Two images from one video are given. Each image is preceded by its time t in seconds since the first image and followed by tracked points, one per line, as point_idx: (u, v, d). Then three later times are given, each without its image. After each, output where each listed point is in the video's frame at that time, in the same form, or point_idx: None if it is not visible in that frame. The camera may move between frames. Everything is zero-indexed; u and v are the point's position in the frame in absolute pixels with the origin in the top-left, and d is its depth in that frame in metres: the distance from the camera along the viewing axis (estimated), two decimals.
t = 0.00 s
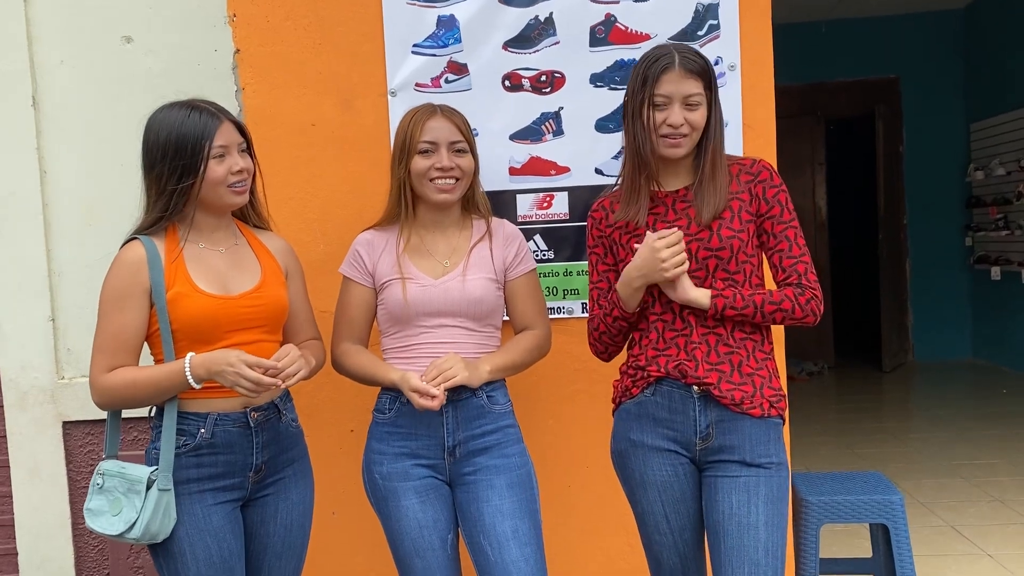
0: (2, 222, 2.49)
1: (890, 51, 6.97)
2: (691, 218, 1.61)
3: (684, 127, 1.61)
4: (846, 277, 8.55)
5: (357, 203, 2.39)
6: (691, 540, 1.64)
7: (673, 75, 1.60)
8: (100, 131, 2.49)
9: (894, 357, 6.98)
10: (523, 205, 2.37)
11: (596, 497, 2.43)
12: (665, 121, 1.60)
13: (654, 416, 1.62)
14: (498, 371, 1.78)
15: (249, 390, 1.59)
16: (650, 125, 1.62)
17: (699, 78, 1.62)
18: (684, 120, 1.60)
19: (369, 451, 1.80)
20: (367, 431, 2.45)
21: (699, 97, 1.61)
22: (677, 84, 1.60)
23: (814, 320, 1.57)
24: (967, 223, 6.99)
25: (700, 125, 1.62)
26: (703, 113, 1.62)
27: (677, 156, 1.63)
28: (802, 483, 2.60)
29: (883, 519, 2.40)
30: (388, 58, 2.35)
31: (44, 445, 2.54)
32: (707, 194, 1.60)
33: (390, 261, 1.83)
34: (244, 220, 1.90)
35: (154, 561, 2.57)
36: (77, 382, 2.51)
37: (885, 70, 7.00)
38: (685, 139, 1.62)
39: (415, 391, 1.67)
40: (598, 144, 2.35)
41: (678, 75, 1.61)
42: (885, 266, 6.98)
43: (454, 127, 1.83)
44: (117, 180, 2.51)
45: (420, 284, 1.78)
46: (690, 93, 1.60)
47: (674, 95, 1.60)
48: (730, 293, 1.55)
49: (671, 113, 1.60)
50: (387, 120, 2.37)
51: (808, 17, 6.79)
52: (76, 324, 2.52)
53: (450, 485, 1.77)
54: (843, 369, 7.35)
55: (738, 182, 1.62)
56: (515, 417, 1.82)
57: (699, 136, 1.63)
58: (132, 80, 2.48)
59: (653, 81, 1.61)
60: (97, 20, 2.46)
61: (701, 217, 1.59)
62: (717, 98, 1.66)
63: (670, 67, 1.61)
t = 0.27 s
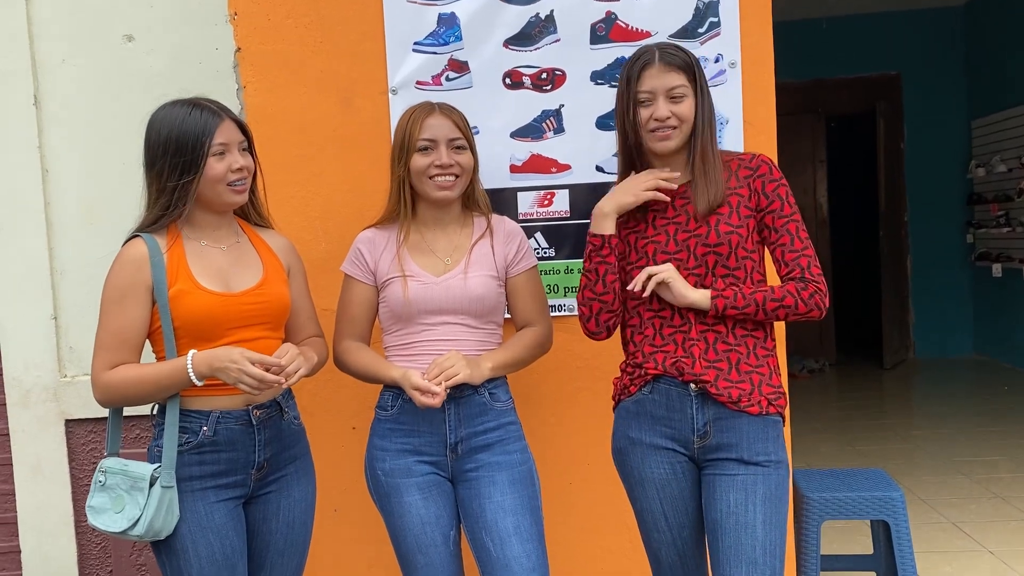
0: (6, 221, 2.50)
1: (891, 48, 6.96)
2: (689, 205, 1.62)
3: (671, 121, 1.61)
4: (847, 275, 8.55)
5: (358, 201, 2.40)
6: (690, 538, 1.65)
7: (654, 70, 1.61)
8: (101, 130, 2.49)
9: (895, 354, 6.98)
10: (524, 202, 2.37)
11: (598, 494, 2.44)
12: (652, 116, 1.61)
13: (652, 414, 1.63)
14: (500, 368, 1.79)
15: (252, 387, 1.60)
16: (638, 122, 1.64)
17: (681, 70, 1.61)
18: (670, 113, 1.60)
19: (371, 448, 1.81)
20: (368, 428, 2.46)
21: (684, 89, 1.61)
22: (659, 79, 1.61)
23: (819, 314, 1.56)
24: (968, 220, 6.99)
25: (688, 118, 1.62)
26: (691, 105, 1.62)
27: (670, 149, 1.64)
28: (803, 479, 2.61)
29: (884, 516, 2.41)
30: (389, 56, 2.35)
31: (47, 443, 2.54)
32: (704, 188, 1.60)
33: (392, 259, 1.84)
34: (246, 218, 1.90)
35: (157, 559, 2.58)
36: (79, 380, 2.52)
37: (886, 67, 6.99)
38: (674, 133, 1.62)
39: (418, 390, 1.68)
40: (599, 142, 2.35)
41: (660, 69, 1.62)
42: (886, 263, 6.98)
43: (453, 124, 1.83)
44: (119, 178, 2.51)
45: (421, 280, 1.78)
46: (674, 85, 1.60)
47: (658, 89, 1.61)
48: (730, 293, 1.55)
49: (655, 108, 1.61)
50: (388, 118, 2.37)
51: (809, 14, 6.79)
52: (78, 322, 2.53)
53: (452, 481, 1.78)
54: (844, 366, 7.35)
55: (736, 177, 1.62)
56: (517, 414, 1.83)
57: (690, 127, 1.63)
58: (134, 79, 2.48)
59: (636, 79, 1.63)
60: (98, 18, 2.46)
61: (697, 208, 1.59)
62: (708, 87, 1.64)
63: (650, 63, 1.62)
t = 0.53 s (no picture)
0: (10, 221, 2.51)
1: (892, 47, 6.97)
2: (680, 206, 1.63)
3: (666, 109, 1.64)
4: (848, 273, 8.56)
5: (361, 201, 2.41)
6: (686, 537, 1.66)
7: (655, 63, 1.68)
8: (105, 130, 2.51)
9: (896, 353, 6.99)
10: (526, 202, 2.38)
11: (599, 492, 2.45)
12: (648, 105, 1.66)
13: (647, 414, 1.64)
14: (505, 367, 1.80)
15: (256, 387, 1.60)
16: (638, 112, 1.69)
17: (682, 62, 1.66)
18: (663, 101, 1.64)
19: (374, 446, 1.82)
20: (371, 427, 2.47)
21: (682, 80, 1.65)
22: (658, 70, 1.67)
23: (816, 324, 1.56)
24: (969, 218, 7.00)
25: (688, 107, 1.65)
26: (689, 95, 1.64)
27: (667, 139, 1.66)
28: (803, 477, 2.62)
29: (884, 513, 2.43)
30: (391, 56, 2.37)
31: (51, 442, 2.56)
32: (705, 181, 1.60)
33: (394, 259, 1.85)
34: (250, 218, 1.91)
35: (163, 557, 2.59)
36: (84, 379, 2.53)
37: (886, 66, 7.00)
38: (673, 121, 1.65)
39: (422, 388, 1.70)
40: (601, 142, 2.36)
41: (660, 62, 1.68)
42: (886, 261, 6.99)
43: (454, 124, 1.84)
44: (123, 178, 2.52)
45: (424, 280, 1.80)
46: (671, 75, 1.65)
47: (656, 80, 1.66)
48: (724, 299, 1.55)
49: (652, 97, 1.66)
50: (390, 119, 2.39)
51: (810, 13, 6.79)
52: (83, 321, 2.54)
53: (455, 480, 1.79)
54: (844, 364, 7.36)
55: (740, 179, 1.63)
56: (519, 413, 1.84)
57: (688, 118, 1.65)
58: (138, 80, 2.49)
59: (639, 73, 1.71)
60: (102, 19, 2.47)
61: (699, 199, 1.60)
62: (714, 80, 1.66)
63: (652, 58, 1.70)
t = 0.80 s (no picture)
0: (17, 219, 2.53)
1: (893, 46, 6.97)
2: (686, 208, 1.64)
3: (681, 102, 1.66)
4: (848, 271, 8.58)
5: (365, 199, 2.42)
6: (684, 532, 1.68)
7: (681, 58, 1.70)
8: (111, 129, 2.52)
9: (896, 351, 7.01)
10: (530, 200, 2.39)
11: (602, 488, 2.47)
12: (665, 97, 1.68)
13: (645, 409, 1.66)
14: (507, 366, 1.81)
15: (262, 386, 1.61)
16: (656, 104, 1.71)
17: (709, 61, 1.67)
18: (680, 94, 1.65)
19: (380, 443, 1.84)
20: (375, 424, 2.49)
21: (703, 77, 1.66)
22: (682, 65, 1.69)
23: (803, 335, 1.57)
24: (969, 217, 7.01)
25: (707, 104, 1.66)
26: (707, 93, 1.65)
27: (677, 132, 1.66)
28: (804, 475, 2.64)
29: (885, 511, 2.45)
30: (396, 56, 2.38)
31: (57, 438, 2.57)
32: (716, 188, 1.62)
33: (400, 258, 1.86)
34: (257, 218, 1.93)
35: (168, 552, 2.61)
36: (90, 376, 2.55)
37: (887, 64, 7.00)
38: (688, 113, 1.66)
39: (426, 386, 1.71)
40: (604, 141, 2.38)
41: (686, 58, 1.69)
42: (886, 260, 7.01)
43: (456, 122, 1.86)
44: (128, 176, 2.54)
45: (429, 279, 1.81)
46: (693, 71, 1.66)
47: (679, 74, 1.68)
48: (713, 303, 1.57)
49: (672, 89, 1.68)
50: (394, 118, 2.40)
51: (811, 11, 6.80)
52: (88, 318, 2.56)
53: (459, 477, 1.81)
54: (845, 363, 7.38)
55: (748, 184, 1.64)
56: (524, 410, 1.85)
57: (701, 115, 1.66)
58: (143, 78, 2.50)
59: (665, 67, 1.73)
60: (108, 18, 2.48)
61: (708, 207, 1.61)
62: (737, 85, 1.67)
63: (680, 54, 1.71)
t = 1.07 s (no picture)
0: (26, 217, 2.55)
1: (894, 45, 6.99)
2: (716, 208, 1.64)
3: (701, 100, 1.65)
4: (849, 270, 8.60)
5: (372, 198, 2.44)
6: (690, 525, 1.70)
7: (700, 56, 1.70)
8: (119, 127, 2.54)
9: (896, 350, 7.03)
10: (535, 199, 2.41)
11: (606, 485, 2.49)
12: (684, 93, 1.67)
13: (653, 405, 1.67)
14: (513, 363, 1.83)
15: (271, 382, 1.63)
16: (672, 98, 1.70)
17: (728, 64, 1.69)
18: (700, 92, 1.65)
19: (387, 438, 1.86)
20: (381, 421, 2.51)
21: (722, 78, 1.67)
22: (701, 63, 1.69)
23: (810, 335, 1.61)
24: (970, 216, 7.03)
25: (723, 104, 1.67)
26: (724, 94, 1.67)
27: (693, 129, 1.66)
28: (807, 472, 2.66)
29: (887, 507, 2.48)
30: (402, 56, 2.40)
31: (66, 434, 2.59)
32: (728, 188, 1.63)
33: (408, 255, 1.88)
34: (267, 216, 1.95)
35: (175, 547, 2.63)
36: (98, 373, 2.57)
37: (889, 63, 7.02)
38: (705, 112, 1.66)
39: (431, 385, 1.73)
40: (609, 140, 2.39)
41: (705, 57, 1.70)
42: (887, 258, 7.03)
43: (463, 119, 1.88)
44: (136, 174, 2.55)
45: (437, 276, 1.83)
46: (713, 71, 1.66)
47: (698, 72, 1.68)
48: (725, 305, 1.59)
49: (690, 86, 1.67)
50: (401, 117, 2.42)
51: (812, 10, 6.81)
52: (97, 315, 2.58)
53: (466, 472, 1.83)
54: (845, 361, 7.40)
55: (757, 184, 1.65)
56: (530, 407, 1.87)
57: (718, 115, 1.67)
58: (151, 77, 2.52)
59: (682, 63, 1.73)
60: (116, 18, 2.50)
61: (721, 207, 1.63)
62: (751, 91, 1.70)
63: (699, 52, 1.72)
